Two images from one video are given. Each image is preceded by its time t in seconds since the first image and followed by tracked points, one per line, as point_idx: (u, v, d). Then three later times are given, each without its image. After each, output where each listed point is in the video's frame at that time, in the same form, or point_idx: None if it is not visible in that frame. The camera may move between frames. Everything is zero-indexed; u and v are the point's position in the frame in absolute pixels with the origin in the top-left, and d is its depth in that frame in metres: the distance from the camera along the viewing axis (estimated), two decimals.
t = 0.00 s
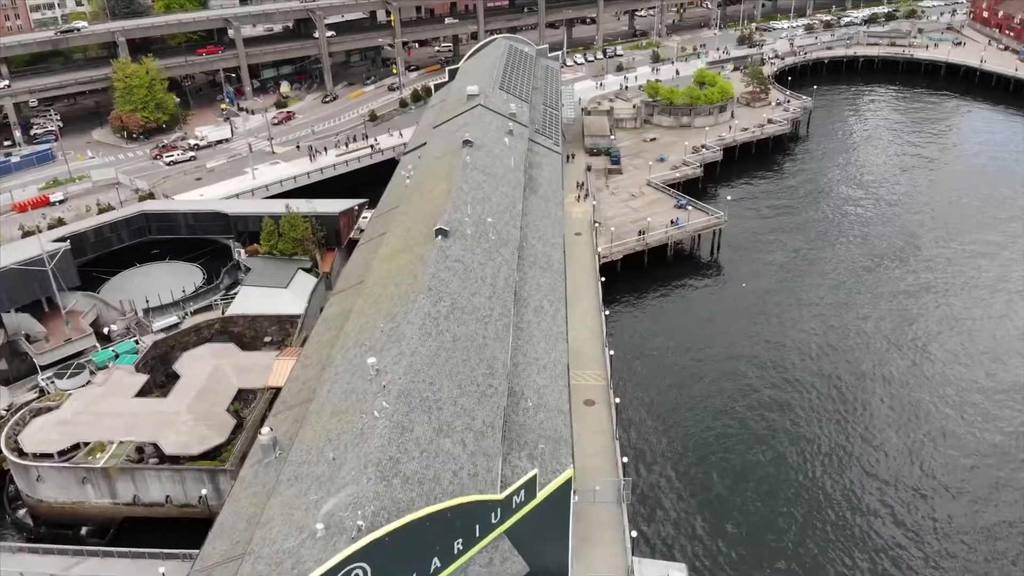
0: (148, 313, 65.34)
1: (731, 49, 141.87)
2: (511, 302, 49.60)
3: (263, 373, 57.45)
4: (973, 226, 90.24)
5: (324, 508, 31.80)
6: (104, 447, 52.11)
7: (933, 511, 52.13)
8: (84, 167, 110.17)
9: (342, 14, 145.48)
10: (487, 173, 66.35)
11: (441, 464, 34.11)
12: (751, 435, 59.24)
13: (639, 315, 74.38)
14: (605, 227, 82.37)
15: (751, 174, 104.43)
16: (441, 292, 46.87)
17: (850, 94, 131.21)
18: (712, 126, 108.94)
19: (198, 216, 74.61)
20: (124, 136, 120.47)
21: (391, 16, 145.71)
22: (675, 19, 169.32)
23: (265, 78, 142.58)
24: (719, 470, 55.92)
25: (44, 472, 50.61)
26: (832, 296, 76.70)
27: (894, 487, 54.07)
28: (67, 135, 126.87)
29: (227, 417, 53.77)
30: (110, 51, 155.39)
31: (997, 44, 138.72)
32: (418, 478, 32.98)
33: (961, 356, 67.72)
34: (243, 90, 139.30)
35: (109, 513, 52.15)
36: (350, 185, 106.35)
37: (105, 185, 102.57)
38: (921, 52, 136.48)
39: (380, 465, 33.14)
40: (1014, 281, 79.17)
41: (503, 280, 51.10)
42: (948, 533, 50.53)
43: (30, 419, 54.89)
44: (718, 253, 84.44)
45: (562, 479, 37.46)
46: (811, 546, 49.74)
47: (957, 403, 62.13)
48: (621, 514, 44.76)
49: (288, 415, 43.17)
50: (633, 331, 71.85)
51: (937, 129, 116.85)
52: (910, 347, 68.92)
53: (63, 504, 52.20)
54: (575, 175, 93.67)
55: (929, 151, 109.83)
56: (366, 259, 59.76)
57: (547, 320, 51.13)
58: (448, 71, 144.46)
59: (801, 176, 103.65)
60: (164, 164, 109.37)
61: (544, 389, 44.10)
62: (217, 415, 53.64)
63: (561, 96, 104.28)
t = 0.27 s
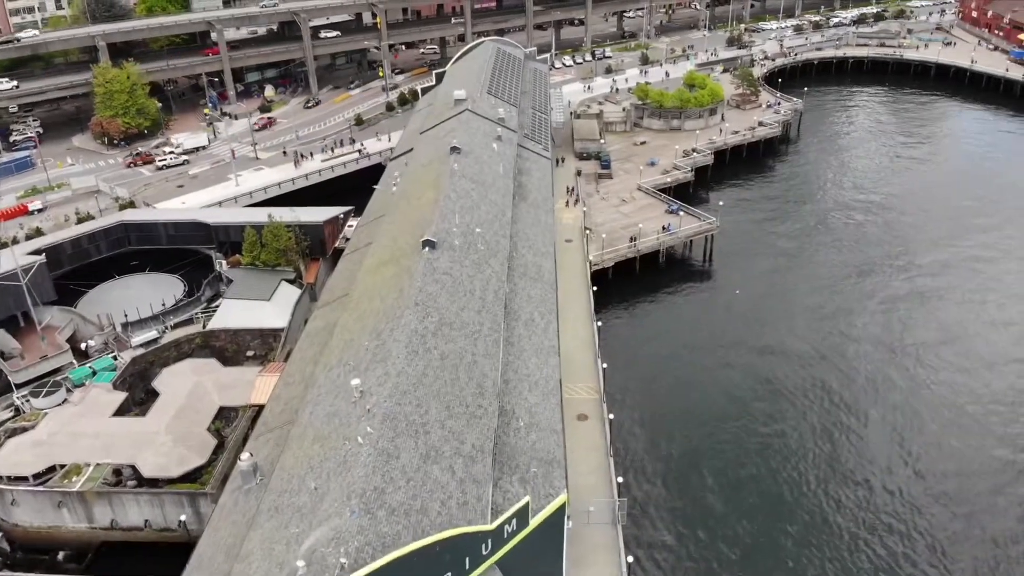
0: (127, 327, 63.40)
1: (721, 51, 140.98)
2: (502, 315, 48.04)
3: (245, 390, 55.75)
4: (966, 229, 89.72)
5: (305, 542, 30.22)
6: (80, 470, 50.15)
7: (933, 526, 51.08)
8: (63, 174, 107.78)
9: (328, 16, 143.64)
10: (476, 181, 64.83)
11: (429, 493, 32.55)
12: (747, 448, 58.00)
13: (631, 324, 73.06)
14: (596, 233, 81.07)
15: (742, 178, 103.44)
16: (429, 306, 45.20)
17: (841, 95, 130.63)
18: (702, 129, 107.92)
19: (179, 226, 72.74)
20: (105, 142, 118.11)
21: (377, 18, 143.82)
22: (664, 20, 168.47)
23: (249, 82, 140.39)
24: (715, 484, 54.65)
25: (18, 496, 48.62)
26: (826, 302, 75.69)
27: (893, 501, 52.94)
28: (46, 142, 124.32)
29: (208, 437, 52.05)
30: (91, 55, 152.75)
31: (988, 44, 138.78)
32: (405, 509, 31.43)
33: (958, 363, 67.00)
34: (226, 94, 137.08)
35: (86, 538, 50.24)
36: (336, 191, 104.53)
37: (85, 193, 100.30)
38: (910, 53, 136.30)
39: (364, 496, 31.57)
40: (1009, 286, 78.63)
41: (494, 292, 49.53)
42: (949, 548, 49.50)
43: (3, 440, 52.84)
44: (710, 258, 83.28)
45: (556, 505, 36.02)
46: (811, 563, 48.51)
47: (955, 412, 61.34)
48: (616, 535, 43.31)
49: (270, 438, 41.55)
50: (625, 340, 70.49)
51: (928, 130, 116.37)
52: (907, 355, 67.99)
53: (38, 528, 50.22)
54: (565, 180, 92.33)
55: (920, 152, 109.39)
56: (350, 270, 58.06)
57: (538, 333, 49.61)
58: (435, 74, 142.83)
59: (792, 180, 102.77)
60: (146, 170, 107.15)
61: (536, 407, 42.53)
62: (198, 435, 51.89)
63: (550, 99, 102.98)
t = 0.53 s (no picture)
0: (105, 342, 61.52)
1: (710, 52, 140.10)
2: (492, 329, 46.49)
3: (228, 408, 54.06)
4: (960, 232, 89.12)
5: None
6: (56, 494, 48.18)
7: (934, 541, 50.02)
8: (42, 182, 105.30)
9: (314, 19, 141.79)
10: (464, 189, 63.29)
11: (417, 525, 31.02)
12: (744, 462, 56.76)
13: (623, 333, 71.74)
14: (587, 240, 79.73)
15: (733, 181, 102.40)
16: (416, 322, 43.60)
17: (831, 96, 130.07)
18: (693, 132, 106.81)
19: (159, 236, 71.03)
20: (85, 149, 115.69)
21: (363, 21, 142.03)
22: (652, 21, 167.55)
23: (232, 86, 138.12)
24: (711, 500, 53.36)
25: None
26: (820, 309, 74.66)
27: (893, 516, 51.84)
28: (25, 149, 121.69)
29: (188, 458, 50.31)
30: (71, 60, 150.05)
31: (977, 44, 139.39)
32: (391, 544, 29.91)
33: (955, 370, 66.20)
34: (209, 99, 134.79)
35: (62, 565, 48.28)
36: (322, 197, 102.64)
37: (64, 202, 97.91)
38: (900, 54, 136.24)
39: (348, 531, 30.04)
40: (1005, 289, 78.00)
41: (483, 305, 47.99)
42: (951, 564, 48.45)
43: None
44: (703, 265, 82.08)
45: (550, 533, 34.58)
46: None
47: (954, 421, 60.44)
48: (612, 558, 41.88)
49: (252, 464, 39.93)
50: (618, 350, 69.15)
51: (919, 131, 115.85)
52: (904, 362, 67.04)
53: (12, 556, 48.22)
54: (555, 186, 90.98)
55: (911, 154, 108.86)
56: (335, 282, 56.38)
57: (529, 348, 48.13)
58: (422, 77, 141.23)
59: (784, 183, 101.83)
60: (127, 178, 104.87)
61: (528, 426, 41.03)
62: (179, 456, 50.14)
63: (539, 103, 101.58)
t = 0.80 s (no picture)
0: (81, 359, 59.59)
1: (699, 54, 139.13)
2: (482, 346, 44.94)
3: (209, 428, 52.33)
4: (954, 234, 88.46)
5: None
6: (30, 520, 46.22)
7: (935, 558, 48.91)
8: (20, 191, 102.80)
9: (299, 22, 139.87)
10: (452, 198, 61.74)
11: (404, 561, 29.47)
12: (741, 476, 55.50)
13: (615, 342, 70.39)
14: (577, 247, 78.37)
15: (724, 185, 101.27)
16: (402, 340, 41.99)
17: (821, 98, 129.49)
18: (683, 135, 105.64)
19: (137, 248, 69.16)
20: (64, 155, 113.20)
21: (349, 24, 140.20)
22: (641, 23, 166.57)
23: (216, 90, 135.84)
24: (708, 518, 52.01)
25: None
26: (814, 315, 73.61)
27: (894, 532, 50.71)
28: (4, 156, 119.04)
29: (168, 480, 48.52)
30: (51, 65, 147.34)
31: (967, 44, 139.64)
32: None
33: (954, 377, 65.29)
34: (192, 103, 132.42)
35: None
36: (307, 203, 100.48)
37: (42, 211, 95.50)
38: (890, 55, 136.01)
39: (330, 569, 28.47)
40: (1001, 293, 77.26)
41: (473, 320, 46.44)
42: None
43: None
44: (696, 271, 80.85)
45: (545, 564, 32.99)
46: None
47: (954, 430, 59.45)
48: None
49: (233, 492, 38.34)
50: (610, 360, 67.85)
51: (911, 132, 115.23)
52: (901, 370, 66.03)
53: None
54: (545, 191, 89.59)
55: (903, 155, 108.30)
56: (319, 296, 54.74)
57: (520, 364, 46.61)
58: (410, 80, 139.58)
59: (776, 186, 100.84)
60: (107, 185, 102.49)
61: (520, 448, 39.53)
62: (158, 479, 48.42)
63: (527, 107, 100.19)
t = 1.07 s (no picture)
0: (58, 377, 57.53)
1: (689, 56, 138.13)
2: (472, 363, 43.40)
3: (189, 448, 50.76)
4: (948, 238, 87.74)
5: None
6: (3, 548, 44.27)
7: None
8: None
9: (283, 24, 137.82)
10: (440, 206, 60.19)
11: None
12: (738, 491, 54.29)
13: (607, 353, 69.17)
14: (568, 255, 77.04)
15: (716, 189, 100.21)
16: (389, 359, 40.41)
17: (811, 99, 128.75)
18: (674, 139, 104.51)
19: (116, 259, 66.99)
20: (44, 163, 110.72)
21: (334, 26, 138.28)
22: (629, 24, 165.49)
23: (199, 95, 133.60)
24: (704, 536, 50.74)
25: None
26: (809, 322, 72.58)
27: (893, 549, 49.70)
28: None
29: (146, 505, 46.82)
30: (31, 69, 144.64)
31: (956, 45, 139.60)
32: None
33: (952, 385, 64.40)
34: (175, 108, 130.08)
35: None
36: (293, 211, 98.70)
37: (20, 220, 93.19)
38: (880, 56, 135.51)
39: None
40: (996, 297, 76.52)
41: (462, 336, 44.82)
42: None
43: None
44: (688, 278, 79.68)
45: None
46: None
47: (953, 441, 58.53)
48: None
49: (213, 522, 36.81)
50: (603, 371, 66.59)
51: (902, 134, 114.62)
52: (899, 378, 65.02)
53: None
54: (535, 198, 88.24)
55: (895, 157, 107.71)
56: (303, 310, 53.12)
57: (511, 380, 45.03)
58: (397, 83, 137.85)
59: (768, 190, 99.89)
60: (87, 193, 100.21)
61: (512, 472, 38.07)
62: (135, 503, 46.88)
63: (516, 111, 98.75)
